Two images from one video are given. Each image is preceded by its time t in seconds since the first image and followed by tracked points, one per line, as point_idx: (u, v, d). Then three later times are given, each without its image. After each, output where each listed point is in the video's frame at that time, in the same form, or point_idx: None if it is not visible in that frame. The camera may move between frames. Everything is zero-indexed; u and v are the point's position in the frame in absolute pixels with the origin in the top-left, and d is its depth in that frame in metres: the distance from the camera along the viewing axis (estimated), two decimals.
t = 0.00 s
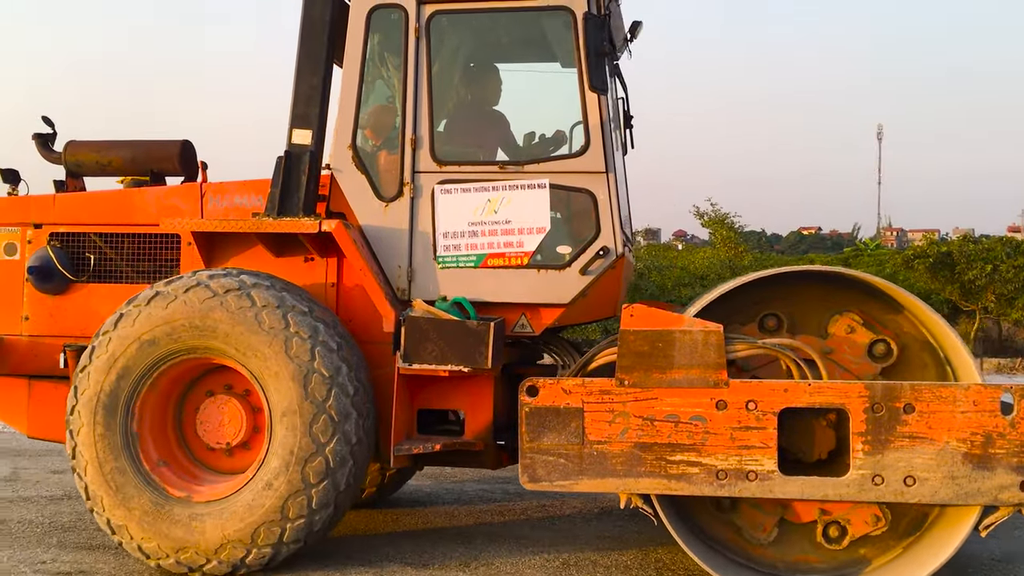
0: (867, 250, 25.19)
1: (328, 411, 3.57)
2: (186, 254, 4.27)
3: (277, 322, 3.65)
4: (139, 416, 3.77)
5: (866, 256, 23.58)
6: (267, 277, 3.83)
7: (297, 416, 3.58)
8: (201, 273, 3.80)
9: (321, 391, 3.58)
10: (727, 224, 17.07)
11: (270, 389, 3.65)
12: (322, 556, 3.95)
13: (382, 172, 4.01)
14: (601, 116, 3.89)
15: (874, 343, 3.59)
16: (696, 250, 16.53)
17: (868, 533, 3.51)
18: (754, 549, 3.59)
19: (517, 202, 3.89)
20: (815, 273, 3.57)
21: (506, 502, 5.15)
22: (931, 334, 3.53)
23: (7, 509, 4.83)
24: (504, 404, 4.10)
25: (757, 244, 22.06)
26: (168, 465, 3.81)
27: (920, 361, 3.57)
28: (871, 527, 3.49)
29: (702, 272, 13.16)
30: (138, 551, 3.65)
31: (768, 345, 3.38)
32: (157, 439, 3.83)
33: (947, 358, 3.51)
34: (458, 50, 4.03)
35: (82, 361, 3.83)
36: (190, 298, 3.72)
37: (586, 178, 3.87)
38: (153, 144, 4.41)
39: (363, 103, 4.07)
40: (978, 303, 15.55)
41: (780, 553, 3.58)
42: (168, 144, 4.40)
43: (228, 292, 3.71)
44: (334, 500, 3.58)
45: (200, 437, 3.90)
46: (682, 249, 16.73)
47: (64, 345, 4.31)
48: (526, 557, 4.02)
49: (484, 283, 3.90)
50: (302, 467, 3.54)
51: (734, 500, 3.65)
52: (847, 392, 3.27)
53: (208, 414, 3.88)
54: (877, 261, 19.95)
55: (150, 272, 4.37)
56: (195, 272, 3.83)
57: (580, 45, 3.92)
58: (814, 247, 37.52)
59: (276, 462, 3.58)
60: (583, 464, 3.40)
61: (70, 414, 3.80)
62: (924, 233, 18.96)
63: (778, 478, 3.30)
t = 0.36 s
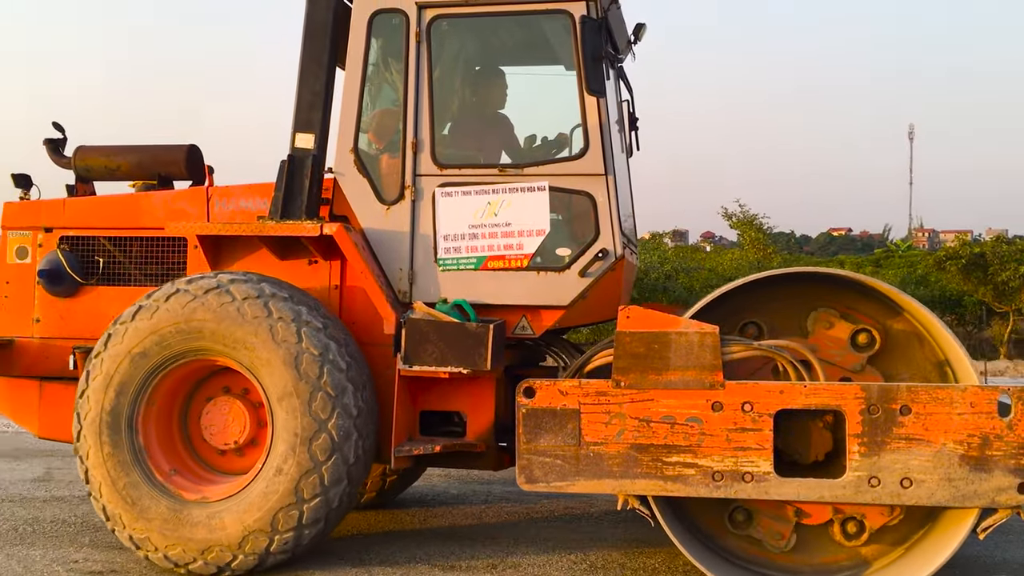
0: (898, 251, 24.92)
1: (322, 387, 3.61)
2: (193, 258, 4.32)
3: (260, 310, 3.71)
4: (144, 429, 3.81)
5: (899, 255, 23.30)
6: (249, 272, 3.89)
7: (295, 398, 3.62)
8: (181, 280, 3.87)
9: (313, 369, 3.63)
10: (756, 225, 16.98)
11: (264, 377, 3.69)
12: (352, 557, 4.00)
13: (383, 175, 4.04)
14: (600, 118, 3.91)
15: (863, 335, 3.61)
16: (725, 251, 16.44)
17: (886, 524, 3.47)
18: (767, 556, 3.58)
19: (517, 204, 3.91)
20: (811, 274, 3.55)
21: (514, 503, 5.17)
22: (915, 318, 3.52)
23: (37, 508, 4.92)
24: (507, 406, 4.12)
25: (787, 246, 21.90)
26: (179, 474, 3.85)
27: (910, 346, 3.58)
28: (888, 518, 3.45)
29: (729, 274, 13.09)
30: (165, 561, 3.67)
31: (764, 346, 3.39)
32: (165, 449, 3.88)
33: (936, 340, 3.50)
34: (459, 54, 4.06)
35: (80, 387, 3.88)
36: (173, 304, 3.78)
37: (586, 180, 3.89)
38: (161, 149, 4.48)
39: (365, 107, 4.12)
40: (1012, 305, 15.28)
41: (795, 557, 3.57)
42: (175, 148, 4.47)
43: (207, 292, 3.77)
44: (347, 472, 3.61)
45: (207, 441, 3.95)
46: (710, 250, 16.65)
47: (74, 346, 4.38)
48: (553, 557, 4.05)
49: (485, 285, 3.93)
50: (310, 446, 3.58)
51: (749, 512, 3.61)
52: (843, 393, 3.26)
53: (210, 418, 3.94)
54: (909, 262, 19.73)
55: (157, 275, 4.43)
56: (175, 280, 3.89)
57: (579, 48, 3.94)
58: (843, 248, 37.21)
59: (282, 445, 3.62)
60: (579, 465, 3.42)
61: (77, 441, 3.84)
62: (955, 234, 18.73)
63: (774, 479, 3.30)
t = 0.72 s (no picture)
0: (929, 249, 24.63)
1: (315, 363, 3.67)
2: (199, 257, 4.37)
3: (245, 299, 3.77)
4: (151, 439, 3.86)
5: (930, 253, 23.04)
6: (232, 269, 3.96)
7: (291, 379, 3.67)
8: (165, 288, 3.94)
9: (304, 348, 3.69)
10: (785, 223, 16.87)
11: (258, 365, 3.74)
12: (382, 556, 4.02)
13: (386, 175, 4.08)
14: (600, 117, 3.92)
15: (843, 324, 3.61)
16: (753, 249, 16.36)
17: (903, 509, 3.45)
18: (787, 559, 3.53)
19: (518, 203, 3.93)
20: (808, 274, 3.54)
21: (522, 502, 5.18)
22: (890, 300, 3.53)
23: (70, 505, 5.01)
24: (510, 405, 4.15)
25: (817, 245, 21.72)
26: (191, 477, 3.89)
27: (893, 327, 3.58)
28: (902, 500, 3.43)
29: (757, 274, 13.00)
30: (194, 562, 3.69)
31: (760, 345, 3.40)
32: (173, 454, 3.92)
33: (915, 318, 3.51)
34: (460, 54, 4.08)
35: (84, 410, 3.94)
36: (160, 311, 3.84)
37: (586, 179, 3.90)
38: (170, 150, 4.54)
39: (368, 108, 4.15)
40: None
41: (817, 558, 3.52)
42: (182, 149, 4.52)
43: (189, 293, 3.83)
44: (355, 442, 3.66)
45: (215, 441, 4.00)
46: (740, 249, 16.56)
47: (84, 345, 4.45)
48: (580, 556, 4.05)
49: (486, 283, 3.95)
50: (314, 422, 3.63)
51: (764, 518, 3.59)
52: (840, 392, 3.26)
53: (213, 418, 3.98)
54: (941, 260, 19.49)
55: (165, 274, 4.48)
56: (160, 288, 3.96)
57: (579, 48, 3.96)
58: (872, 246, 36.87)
59: (286, 426, 3.66)
60: (577, 463, 3.43)
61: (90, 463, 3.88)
62: (987, 232, 18.49)
63: (771, 478, 3.30)
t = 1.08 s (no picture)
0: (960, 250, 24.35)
1: (303, 341, 3.74)
2: (206, 257, 4.43)
3: (229, 293, 3.86)
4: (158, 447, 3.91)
5: (963, 253, 22.76)
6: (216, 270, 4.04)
7: (282, 361, 3.74)
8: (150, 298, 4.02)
9: (290, 328, 3.76)
10: (812, 223, 16.76)
11: (250, 352, 3.80)
12: (408, 556, 4.02)
13: (388, 176, 4.12)
14: (599, 119, 3.94)
15: (819, 319, 3.64)
16: (781, 250, 16.24)
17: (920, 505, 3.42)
18: (793, 562, 3.52)
19: (518, 204, 3.96)
20: (805, 275, 3.54)
21: (528, 501, 5.21)
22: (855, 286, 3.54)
23: (89, 501, 5.10)
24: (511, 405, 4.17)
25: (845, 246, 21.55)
26: (203, 479, 3.93)
27: (870, 315, 3.59)
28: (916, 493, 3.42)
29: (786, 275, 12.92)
30: (220, 558, 3.72)
31: (756, 345, 3.40)
32: (183, 460, 3.97)
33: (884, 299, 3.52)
34: (462, 57, 4.12)
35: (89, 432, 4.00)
36: (147, 321, 3.92)
37: (586, 180, 3.93)
38: (178, 151, 4.61)
39: (371, 109, 4.19)
40: None
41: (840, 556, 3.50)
42: (190, 150, 4.59)
43: (172, 298, 3.91)
44: (355, 412, 3.71)
45: (223, 441, 4.05)
46: (769, 250, 16.46)
47: (93, 343, 4.52)
48: (606, 557, 4.05)
49: (486, 284, 3.98)
50: (312, 399, 3.69)
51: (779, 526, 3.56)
52: (835, 393, 3.27)
53: (218, 418, 4.03)
54: (972, 261, 19.26)
55: (172, 274, 4.55)
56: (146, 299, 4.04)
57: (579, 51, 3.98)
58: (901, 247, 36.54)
59: (285, 407, 3.71)
60: (573, 463, 3.45)
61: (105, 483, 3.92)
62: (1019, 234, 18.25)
63: (765, 479, 3.31)
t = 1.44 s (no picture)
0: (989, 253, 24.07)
1: (286, 325, 3.81)
2: (211, 257, 4.49)
3: (211, 292, 3.94)
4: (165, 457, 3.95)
5: (994, 256, 22.49)
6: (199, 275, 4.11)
7: (270, 347, 3.80)
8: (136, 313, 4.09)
9: (273, 314, 3.83)
10: (838, 225, 16.63)
11: (240, 342, 3.85)
12: (433, 556, 4.05)
13: (388, 178, 4.16)
14: (597, 121, 3.96)
15: (793, 319, 3.69)
16: (806, 252, 16.14)
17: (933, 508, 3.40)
18: (789, 563, 3.52)
19: (516, 206, 3.99)
20: (794, 278, 3.55)
21: (533, 502, 5.23)
22: (811, 282, 3.58)
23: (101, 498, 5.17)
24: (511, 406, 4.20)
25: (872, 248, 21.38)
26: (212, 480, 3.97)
27: (852, 313, 3.62)
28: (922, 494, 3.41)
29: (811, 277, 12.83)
30: (244, 549, 3.74)
31: (749, 348, 3.41)
32: (191, 465, 4.01)
33: (844, 288, 3.55)
34: (462, 60, 4.15)
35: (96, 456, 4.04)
36: (135, 335, 3.99)
37: (583, 183, 3.95)
38: (184, 153, 4.67)
39: (372, 112, 4.24)
40: None
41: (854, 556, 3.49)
42: (196, 152, 4.65)
43: (156, 308, 3.98)
44: (349, 385, 3.77)
45: (227, 442, 4.09)
46: (794, 252, 16.36)
47: (101, 342, 4.59)
48: (629, 560, 4.05)
49: (485, 285, 4.01)
50: (305, 378, 3.75)
51: (794, 533, 3.51)
52: (827, 395, 3.27)
53: (220, 420, 4.08)
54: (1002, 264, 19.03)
55: (178, 274, 4.61)
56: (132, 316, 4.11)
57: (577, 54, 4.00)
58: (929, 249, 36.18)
59: (281, 392, 3.77)
60: (567, 463, 3.48)
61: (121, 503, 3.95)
62: None
63: (757, 481, 3.32)
